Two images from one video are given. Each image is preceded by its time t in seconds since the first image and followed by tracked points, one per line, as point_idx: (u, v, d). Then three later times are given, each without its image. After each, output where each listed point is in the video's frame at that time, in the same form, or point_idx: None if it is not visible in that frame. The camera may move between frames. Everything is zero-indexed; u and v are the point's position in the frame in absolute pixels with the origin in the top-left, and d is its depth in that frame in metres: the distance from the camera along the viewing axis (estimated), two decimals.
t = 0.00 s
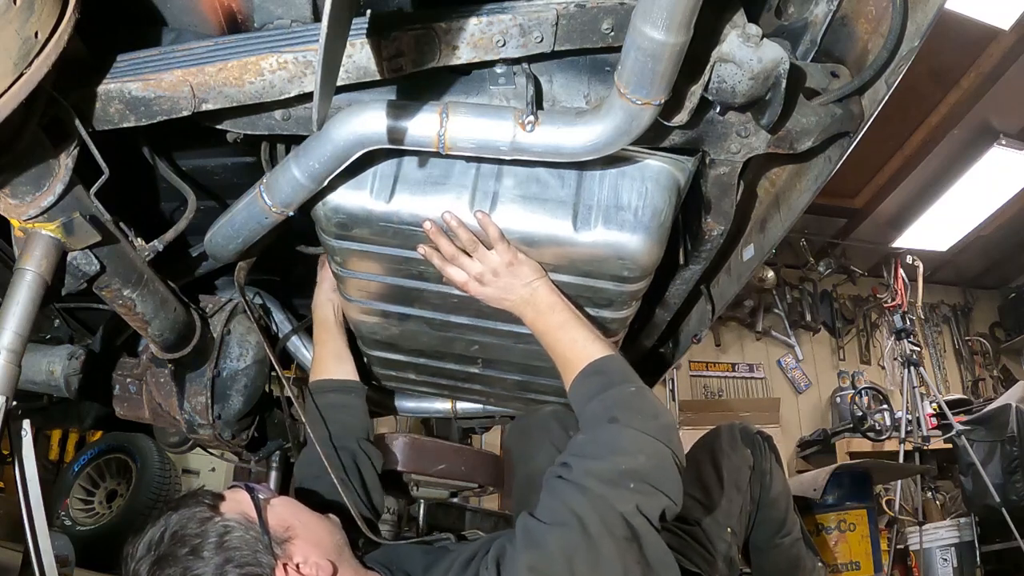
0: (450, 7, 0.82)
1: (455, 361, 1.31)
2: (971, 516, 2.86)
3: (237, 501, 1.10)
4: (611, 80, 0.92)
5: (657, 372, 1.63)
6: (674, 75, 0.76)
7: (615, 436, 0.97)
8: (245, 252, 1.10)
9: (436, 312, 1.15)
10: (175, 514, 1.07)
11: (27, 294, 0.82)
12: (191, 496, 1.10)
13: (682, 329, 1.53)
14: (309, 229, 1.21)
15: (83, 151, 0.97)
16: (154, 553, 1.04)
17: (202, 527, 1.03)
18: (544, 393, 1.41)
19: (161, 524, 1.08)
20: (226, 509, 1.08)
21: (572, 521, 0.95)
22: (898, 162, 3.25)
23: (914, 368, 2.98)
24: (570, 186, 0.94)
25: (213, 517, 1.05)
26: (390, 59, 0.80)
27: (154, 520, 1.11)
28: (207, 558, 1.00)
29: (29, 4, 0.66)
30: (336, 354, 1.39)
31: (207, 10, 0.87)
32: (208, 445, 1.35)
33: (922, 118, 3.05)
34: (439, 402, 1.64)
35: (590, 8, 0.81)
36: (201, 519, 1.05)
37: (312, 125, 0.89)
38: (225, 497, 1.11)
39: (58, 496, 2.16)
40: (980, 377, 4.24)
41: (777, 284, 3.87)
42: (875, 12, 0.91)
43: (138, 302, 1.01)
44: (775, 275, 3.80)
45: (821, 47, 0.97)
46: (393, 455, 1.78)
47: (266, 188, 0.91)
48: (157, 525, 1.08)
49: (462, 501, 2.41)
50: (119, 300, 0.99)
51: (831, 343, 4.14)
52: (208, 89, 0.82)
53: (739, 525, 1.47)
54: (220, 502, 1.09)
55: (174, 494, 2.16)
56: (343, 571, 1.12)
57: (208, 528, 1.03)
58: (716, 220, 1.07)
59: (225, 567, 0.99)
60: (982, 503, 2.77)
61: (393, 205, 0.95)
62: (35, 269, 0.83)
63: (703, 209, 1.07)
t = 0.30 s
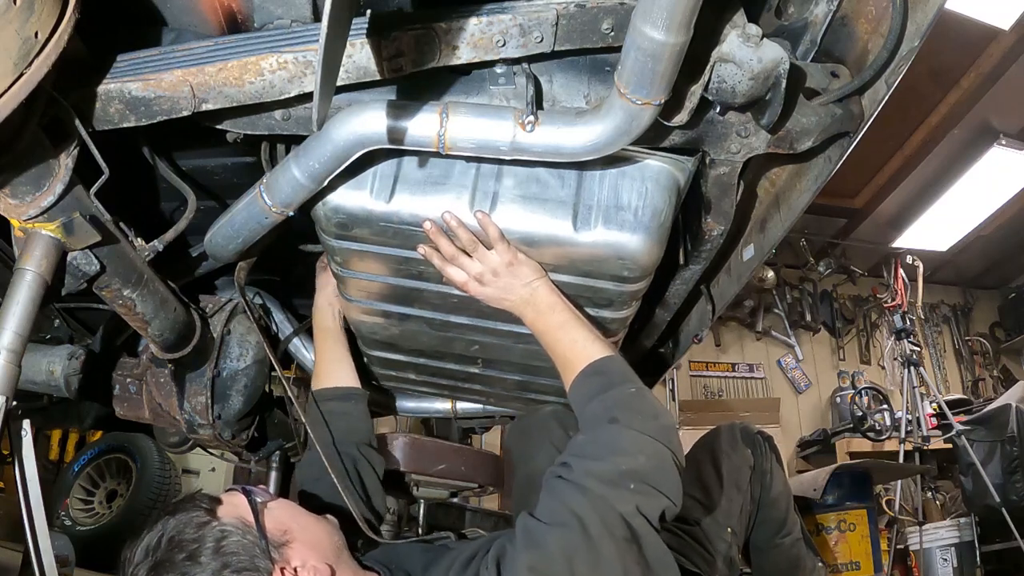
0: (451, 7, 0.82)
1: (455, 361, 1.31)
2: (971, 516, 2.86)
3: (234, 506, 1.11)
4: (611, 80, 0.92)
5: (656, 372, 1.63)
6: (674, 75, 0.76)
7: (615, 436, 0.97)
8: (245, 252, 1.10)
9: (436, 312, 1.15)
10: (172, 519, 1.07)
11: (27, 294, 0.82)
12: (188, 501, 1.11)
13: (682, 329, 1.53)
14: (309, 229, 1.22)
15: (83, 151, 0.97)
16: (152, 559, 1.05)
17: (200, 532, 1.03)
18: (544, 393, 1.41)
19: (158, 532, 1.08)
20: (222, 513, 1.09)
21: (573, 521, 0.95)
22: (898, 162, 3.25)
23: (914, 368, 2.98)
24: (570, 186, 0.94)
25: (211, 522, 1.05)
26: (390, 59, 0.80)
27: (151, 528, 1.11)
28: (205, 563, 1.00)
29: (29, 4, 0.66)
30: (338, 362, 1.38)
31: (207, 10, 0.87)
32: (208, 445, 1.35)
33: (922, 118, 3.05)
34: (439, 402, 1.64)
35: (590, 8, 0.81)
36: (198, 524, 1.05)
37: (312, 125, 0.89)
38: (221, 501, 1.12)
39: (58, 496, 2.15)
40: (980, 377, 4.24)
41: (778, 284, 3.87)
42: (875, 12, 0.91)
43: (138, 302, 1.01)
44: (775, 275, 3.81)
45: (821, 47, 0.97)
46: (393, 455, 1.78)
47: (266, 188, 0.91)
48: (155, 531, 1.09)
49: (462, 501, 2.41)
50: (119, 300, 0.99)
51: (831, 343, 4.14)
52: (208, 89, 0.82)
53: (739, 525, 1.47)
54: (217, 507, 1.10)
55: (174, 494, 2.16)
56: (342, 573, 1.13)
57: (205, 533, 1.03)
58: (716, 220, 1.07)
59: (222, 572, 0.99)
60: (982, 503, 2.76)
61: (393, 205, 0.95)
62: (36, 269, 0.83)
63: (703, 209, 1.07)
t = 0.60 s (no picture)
0: (451, 8, 0.82)
1: (455, 359, 1.31)
2: (971, 516, 2.86)
3: (234, 513, 1.10)
4: (611, 80, 0.92)
5: (656, 372, 1.63)
6: (674, 76, 0.76)
7: (614, 436, 0.97)
8: (245, 252, 1.10)
9: (436, 311, 1.16)
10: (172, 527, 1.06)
11: (27, 294, 0.82)
12: (187, 508, 1.09)
13: (682, 329, 1.53)
14: (309, 228, 1.22)
15: (83, 151, 0.97)
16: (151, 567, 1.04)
17: (199, 543, 1.03)
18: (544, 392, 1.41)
19: (156, 541, 1.07)
20: (222, 521, 1.08)
21: (572, 521, 0.95)
22: (898, 162, 3.25)
23: (914, 368, 2.98)
24: (570, 185, 0.94)
25: (210, 530, 1.05)
26: (389, 59, 0.80)
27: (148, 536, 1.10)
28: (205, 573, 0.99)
29: (28, 4, 0.66)
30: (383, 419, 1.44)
31: (207, 10, 0.87)
32: (208, 445, 1.35)
33: (922, 118, 3.05)
34: (439, 402, 1.65)
35: (589, 8, 0.81)
36: (197, 534, 1.04)
37: (312, 125, 0.89)
38: (220, 507, 1.11)
39: (58, 496, 2.15)
40: (980, 377, 4.24)
41: (777, 284, 3.87)
42: (875, 12, 0.91)
43: (138, 302, 1.01)
44: (775, 275, 3.81)
45: (821, 47, 0.97)
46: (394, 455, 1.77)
47: (266, 188, 0.91)
48: (153, 539, 1.08)
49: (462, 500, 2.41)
50: (119, 300, 0.99)
51: (831, 343, 4.14)
52: (208, 89, 0.82)
53: (739, 524, 1.47)
54: (217, 514, 1.09)
55: (174, 494, 2.17)
56: None
57: (205, 544, 1.03)
58: (716, 220, 1.07)
59: None
60: (982, 503, 2.76)
61: (393, 203, 0.95)
62: (36, 269, 0.83)
63: (703, 209, 1.07)
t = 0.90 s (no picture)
0: (450, 7, 0.82)
1: (455, 357, 1.31)
2: (971, 516, 2.86)
3: (228, 512, 1.10)
4: (611, 80, 0.92)
5: (656, 372, 1.63)
6: (674, 75, 0.76)
7: (608, 434, 0.96)
8: (246, 252, 1.10)
9: (435, 308, 1.16)
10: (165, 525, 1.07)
11: (27, 294, 0.82)
12: (182, 505, 1.11)
13: (682, 329, 1.52)
14: (309, 228, 1.22)
15: (83, 151, 0.97)
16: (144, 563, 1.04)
17: (192, 537, 1.03)
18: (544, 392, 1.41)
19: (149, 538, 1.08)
20: (216, 518, 1.08)
21: (566, 519, 0.95)
22: (898, 162, 3.25)
23: (914, 368, 2.98)
24: (570, 187, 0.94)
25: (203, 526, 1.05)
26: (390, 59, 0.80)
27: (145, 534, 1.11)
28: (197, 566, 1.00)
29: (29, 4, 0.66)
30: (387, 416, 1.44)
31: (207, 10, 0.87)
32: (208, 445, 1.35)
33: (922, 119, 3.05)
34: (439, 402, 1.66)
35: (590, 8, 0.81)
36: (191, 528, 1.05)
37: (312, 125, 0.89)
38: (215, 506, 1.11)
39: (58, 496, 2.15)
40: (980, 377, 4.24)
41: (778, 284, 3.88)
42: (875, 12, 0.91)
43: (138, 302, 1.01)
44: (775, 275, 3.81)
45: (821, 47, 0.97)
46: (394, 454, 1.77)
47: (266, 188, 0.91)
48: (148, 536, 1.08)
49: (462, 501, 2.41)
50: (119, 300, 0.99)
51: (831, 343, 4.14)
52: (208, 89, 0.82)
53: (740, 526, 1.47)
54: (212, 513, 1.10)
55: (174, 494, 2.17)
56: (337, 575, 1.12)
57: (198, 537, 1.03)
58: (716, 220, 1.07)
59: None
60: (982, 503, 2.76)
61: (393, 203, 0.95)
62: (36, 269, 0.83)
63: (703, 209, 1.07)
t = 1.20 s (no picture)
0: (450, 7, 0.82)
1: (455, 356, 1.31)
2: (971, 516, 2.85)
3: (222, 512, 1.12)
4: (611, 80, 0.92)
5: (656, 372, 1.63)
6: (674, 75, 0.76)
7: (609, 435, 0.96)
8: (246, 252, 1.10)
9: (436, 307, 1.16)
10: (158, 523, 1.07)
11: (27, 294, 0.82)
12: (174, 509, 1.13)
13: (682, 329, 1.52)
14: (310, 228, 1.22)
15: (83, 151, 0.97)
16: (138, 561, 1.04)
17: (184, 527, 1.04)
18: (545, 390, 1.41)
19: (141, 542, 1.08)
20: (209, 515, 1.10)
21: (566, 518, 0.95)
22: (898, 162, 3.25)
23: (914, 368, 2.98)
24: (570, 190, 0.94)
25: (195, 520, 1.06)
26: (390, 60, 0.80)
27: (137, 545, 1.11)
28: (188, 553, 1.00)
29: (29, 4, 0.66)
30: (395, 416, 1.43)
31: (207, 10, 0.87)
32: (208, 445, 1.35)
33: (922, 118, 3.05)
34: (439, 401, 1.66)
35: (590, 8, 0.81)
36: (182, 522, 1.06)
37: (312, 125, 0.89)
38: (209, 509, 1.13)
39: (58, 496, 2.15)
40: (980, 377, 4.24)
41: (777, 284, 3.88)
42: (875, 12, 0.91)
43: (138, 302, 1.01)
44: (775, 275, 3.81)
45: (821, 47, 0.97)
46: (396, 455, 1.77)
47: (266, 188, 0.91)
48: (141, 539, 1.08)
49: (461, 501, 2.41)
50: (119, 300, 0.99)
51: (831, 343, 4.14)
52: (208, 89, 0.82)
53: (733, 525, 1.45)
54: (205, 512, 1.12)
55: (174, 493, 2.17)
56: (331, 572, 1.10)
57: (190, 528, 1.04)
58: (716, 220, 1.07)
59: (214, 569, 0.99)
60: (982, 503, 2.76)
61: (393, 206, 0.95)
62: (36, 269, 0.83)
63: (703, 209, 1.07)
